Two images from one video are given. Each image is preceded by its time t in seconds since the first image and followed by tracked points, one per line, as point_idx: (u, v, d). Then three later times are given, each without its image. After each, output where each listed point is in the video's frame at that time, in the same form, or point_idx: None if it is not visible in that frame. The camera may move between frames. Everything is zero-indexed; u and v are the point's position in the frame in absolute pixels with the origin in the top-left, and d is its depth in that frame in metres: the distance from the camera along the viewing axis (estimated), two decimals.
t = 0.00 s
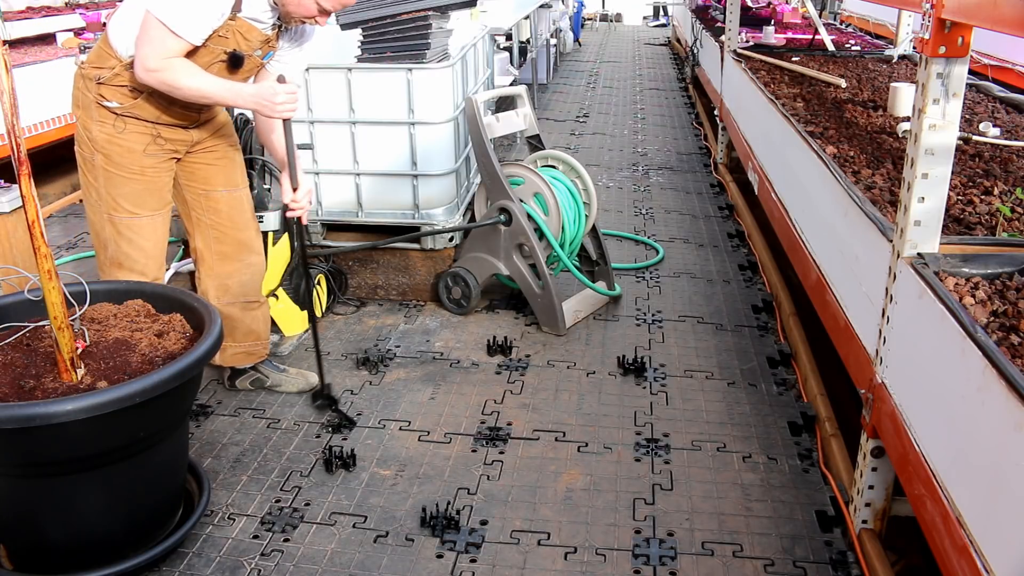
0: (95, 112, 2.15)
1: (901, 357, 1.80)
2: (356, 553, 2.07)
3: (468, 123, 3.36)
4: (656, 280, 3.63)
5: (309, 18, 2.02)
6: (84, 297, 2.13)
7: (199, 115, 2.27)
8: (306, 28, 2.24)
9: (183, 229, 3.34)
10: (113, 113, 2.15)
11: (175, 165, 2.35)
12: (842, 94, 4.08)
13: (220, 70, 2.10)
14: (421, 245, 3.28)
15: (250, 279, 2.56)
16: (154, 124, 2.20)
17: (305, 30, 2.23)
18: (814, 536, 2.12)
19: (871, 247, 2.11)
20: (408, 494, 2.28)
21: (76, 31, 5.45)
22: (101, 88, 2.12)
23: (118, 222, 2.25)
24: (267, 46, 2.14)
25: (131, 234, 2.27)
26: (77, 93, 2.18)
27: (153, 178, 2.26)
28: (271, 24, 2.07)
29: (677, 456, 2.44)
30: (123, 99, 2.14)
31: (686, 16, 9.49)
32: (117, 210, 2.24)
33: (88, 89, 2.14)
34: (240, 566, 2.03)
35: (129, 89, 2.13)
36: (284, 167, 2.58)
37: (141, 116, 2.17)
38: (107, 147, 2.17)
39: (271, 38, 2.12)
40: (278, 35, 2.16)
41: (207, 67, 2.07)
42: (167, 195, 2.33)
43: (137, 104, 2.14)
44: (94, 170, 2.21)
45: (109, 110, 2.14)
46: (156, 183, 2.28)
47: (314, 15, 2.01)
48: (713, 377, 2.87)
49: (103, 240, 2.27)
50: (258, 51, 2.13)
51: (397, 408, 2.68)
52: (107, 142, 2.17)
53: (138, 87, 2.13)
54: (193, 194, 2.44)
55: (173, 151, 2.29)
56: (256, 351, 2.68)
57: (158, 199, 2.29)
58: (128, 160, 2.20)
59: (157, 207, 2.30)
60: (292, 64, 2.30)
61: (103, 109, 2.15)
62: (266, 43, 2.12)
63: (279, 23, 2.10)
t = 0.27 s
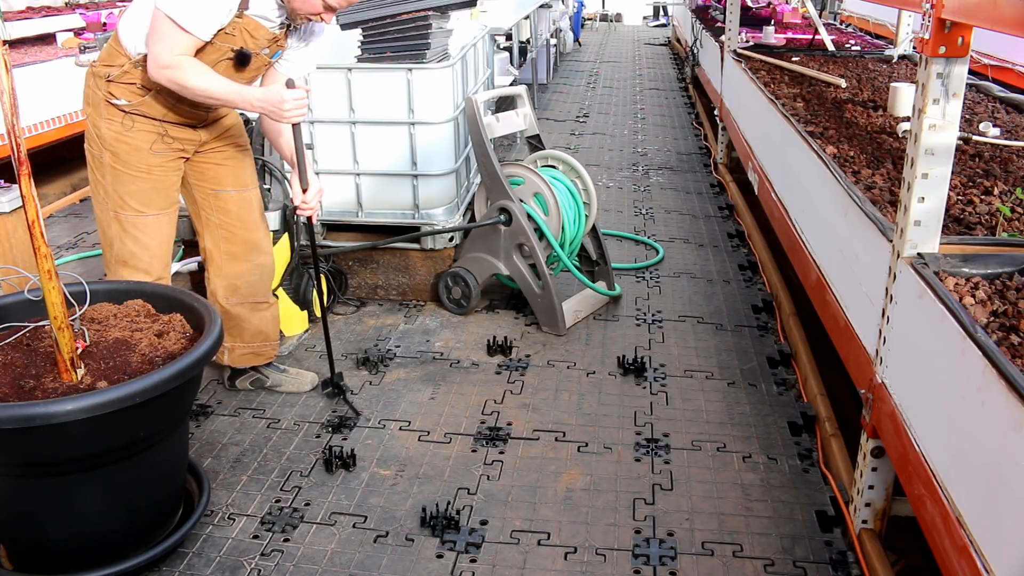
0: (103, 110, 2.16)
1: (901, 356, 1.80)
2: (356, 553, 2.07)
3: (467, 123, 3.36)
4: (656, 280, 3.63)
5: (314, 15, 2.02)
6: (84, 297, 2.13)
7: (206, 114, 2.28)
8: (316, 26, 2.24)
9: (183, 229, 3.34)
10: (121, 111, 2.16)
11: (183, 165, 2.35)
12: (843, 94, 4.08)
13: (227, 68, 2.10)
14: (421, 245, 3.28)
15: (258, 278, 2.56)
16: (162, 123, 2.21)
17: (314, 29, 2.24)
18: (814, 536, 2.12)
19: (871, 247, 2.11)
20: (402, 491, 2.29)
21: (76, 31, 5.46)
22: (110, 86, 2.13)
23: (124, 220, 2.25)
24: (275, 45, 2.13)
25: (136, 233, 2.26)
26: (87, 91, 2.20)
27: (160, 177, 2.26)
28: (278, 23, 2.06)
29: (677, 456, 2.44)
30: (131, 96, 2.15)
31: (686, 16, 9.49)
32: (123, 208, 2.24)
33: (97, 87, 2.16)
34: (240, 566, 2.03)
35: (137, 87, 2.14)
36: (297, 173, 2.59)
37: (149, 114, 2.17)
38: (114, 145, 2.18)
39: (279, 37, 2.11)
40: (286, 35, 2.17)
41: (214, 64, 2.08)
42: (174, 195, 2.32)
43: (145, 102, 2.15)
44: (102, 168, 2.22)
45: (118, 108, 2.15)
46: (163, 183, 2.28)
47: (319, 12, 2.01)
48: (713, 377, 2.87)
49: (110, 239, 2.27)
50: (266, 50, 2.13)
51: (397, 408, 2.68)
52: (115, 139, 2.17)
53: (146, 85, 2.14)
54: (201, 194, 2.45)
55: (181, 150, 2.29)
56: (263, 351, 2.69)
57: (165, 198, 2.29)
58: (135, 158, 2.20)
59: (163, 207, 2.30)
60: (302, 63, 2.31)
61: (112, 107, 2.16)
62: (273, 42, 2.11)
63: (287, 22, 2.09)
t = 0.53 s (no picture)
0: (107, 109, 2.17)
1: (901, 357, 1.80)
2: (356, 553, 2.06)
3: (468, 123, 3.36)
4: (656, 280, 3.63)
5: (314, 17, 2.02)
6: (84, 297, 2.13)
7: (209, 115, 2.29)
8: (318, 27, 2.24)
9: (183, 229, 3.34)
10: (125, 110, 2.17)
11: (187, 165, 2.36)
12: (842, 94, 4.08)
13: (228, 70, 2.11)
14: (421, 245, 3.28)
15: (263, 279, 2.56)
16: (165, 122, 2.22)
17: (316, 29, 2.24)
18: (814, 536, 2.12)
19: (871, 247, 2.11)
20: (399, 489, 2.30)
21: (77, 31, 5.45)
22: (115, 85, 2.15)
23: (127, 219, 2.25)
24: (276, 45, 2.13)
25: (139, 232, 2.26)
26: (92, 91, 2.22)
27: (164, 177, 2.27)
28: (279, 24, 2.08)
29: (677, 456, 2.44)
30: (135, 96, 2.16)
31: (686, 16, 9.49)
32: (126, 207, 2.24)
33: (102, 86, 2.18)
34: (240, 566, 2.03)
35: (140, 86, 2.15)
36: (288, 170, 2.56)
37: (153, 114, 2.19)
38: (118, 143, 2.19)
39: (280, 38, 2.12)
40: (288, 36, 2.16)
41: (214, 67, 2.08)
42: (177, 195, 2.33)
43: (148, 101, 2.17)
44: (106, 167, 2.23)
45: (121, 107, 2.17)
46: (167, 182, 2.28)
47: (319, 13, 2.01)
48: (713, 377, 2.87)
49: (112, 238, 2.27)
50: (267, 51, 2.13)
51: (397, 408, 2.68)
52: (119, 138, 2.19)
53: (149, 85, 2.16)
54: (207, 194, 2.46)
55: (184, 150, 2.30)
56: (267, 352, 2.69)
57: (168, 198, 2.29)
58: (138, 157, 2.21)
59: (166, 206, 2.30)
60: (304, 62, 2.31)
61: (116, 106, 2.17)
62: (274, 43, 2.12)
63: (288, 23, 2.10)
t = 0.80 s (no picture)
0: (114, 108, 2.17)
1: (901, 357, 1.80)
2: (356, 553, 2.07)
3: (468, 123, 3.36)
4: (656, 280, 3.63)
5: (325, 10, 2.05)
6: (84, 297, 2.13)
7: (216, 114, 2.28)
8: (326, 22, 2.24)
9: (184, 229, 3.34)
10: (132, 109, 2.17)
11: (193, 165, 2.36)
12: (842, 94, 4.08)
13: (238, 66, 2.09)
14: (421, 245, 3.28)
15: (266, 280, 2.56)
16: (171, 122, 2.21)
17: (325, 25, 2.24)
18: (814, 537, 2.12)
19: (871, 247, 2.11)
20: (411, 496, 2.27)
21: (77, 31, 5.45)
22: (121, 85, 2.15)
23: (132, 219, 2.25)
24: (285, 43, 2.14)
25: (143, 232, 2.26)
26: (99, 90, 2.22)
27: (169, 176, 2.26)
28: (288, 20, 2.09)
29: (677, 456, 2.44)
30: (142, 95, 2.16)
31: (686, 16, 9.49)
32: (131, 206, 2.24)
33: (108, 86, 2.18)
34: (240, 566, 2.03)
35: (147, 85, 2.15)
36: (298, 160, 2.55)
37: (159, 113, 2.19)
38: (123, 143, 2.19)
39: (288, 34, 2.12)
40: (296, 32, 2.17)
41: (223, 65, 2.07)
42: (182, 196, 2.33)
43: (154, 100, 2.16)
44: (112, 166, 2.23)
45: (128, 106, 2.17)
46: (172, 182, 2.28)
47: (330, 7, 2.04)
48: (713, 377, 2.87)
49: (117, 238, 2.27)
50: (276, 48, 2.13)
51: (397, 408, 2.68)
52: (125, 138, 2.19)
53: (156, 83, 2.15)
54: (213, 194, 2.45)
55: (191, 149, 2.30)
56: (269, 354, 2.69)
57: (173, 198, 2.30)
58: (144, 156, 2.21)
59: (172, 206, 2.30)
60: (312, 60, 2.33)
61: (122, 106, 2.17)
62: (282, 41, 2.12)
63: (296, 20, 2.12)
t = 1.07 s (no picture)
0: (128, 107, 2.17)
1: (901, 357, 1.80)
2: (356, 553, 2.06)
3: (467, 123, 3.36)
4: (656, 280, 3.63)
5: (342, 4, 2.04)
6: (84, 297, 2.13)
7: (230, 112, 2.29)
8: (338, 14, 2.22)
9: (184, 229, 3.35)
10: (146, 107, 2.17)
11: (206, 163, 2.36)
12: (842, 94, 4.08)
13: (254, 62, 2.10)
14: (421, 245, 3.28)
15: (270, 282, 2.57)
16: (187, 120, 2.22)
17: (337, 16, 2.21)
18: (814, 536, 2.12)
19: (871, 247, 2.11)
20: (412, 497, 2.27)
21: (77, 31, 5.45)
22: (135, 83, 2.15)
23: (149, 218, 2.25)
24: (299, 39, 2.12)
25: (161, 230, 2.26)
26: (112, 90, 2.21)
27: (185, 174, 2.26)
28: (303, 16, 2.07)
29: (677, 456, 2.45)
30: (156, 93, 2.16)
31: (686, 16, 9.48)
32: (149, 205, 2.24)
33: (122, 85, 2.18)
34: (240, 566, 2.03)
35: (162, 83, 2.15)
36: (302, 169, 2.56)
37: (174, 111, 2.19)
38: (139, 141, 2.19)
39: (303, 30, 2.11)
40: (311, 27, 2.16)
41: (239, 60, 2.08)
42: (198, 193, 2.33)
43: (170, 98, 2.16)
44: (128, 165, 2.23)
45: (143, 104, 2.16)
46: (188, 180, 2.28)
47: None
48: (713, 377, 2.87)
49: (134, 237, 2.27)
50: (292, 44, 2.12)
51: (397, 408, 2.68)
52: (141, 136, 2.18)
53: (171, 82, 2.16)
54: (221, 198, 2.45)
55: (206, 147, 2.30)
56: (270, 354, 2.69)
57: (190, 195, 2.29)
58: (160, 154, 2.21)
59: (189, 204, 2.30)
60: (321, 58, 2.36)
61: (137, 104, 2.17)
62: (297, 36, 2.11)
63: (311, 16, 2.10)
